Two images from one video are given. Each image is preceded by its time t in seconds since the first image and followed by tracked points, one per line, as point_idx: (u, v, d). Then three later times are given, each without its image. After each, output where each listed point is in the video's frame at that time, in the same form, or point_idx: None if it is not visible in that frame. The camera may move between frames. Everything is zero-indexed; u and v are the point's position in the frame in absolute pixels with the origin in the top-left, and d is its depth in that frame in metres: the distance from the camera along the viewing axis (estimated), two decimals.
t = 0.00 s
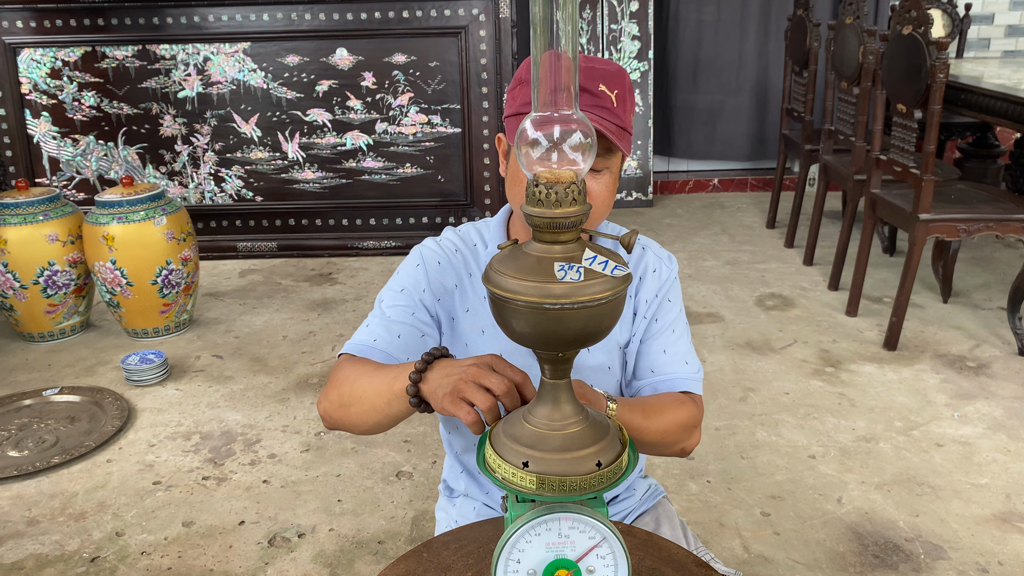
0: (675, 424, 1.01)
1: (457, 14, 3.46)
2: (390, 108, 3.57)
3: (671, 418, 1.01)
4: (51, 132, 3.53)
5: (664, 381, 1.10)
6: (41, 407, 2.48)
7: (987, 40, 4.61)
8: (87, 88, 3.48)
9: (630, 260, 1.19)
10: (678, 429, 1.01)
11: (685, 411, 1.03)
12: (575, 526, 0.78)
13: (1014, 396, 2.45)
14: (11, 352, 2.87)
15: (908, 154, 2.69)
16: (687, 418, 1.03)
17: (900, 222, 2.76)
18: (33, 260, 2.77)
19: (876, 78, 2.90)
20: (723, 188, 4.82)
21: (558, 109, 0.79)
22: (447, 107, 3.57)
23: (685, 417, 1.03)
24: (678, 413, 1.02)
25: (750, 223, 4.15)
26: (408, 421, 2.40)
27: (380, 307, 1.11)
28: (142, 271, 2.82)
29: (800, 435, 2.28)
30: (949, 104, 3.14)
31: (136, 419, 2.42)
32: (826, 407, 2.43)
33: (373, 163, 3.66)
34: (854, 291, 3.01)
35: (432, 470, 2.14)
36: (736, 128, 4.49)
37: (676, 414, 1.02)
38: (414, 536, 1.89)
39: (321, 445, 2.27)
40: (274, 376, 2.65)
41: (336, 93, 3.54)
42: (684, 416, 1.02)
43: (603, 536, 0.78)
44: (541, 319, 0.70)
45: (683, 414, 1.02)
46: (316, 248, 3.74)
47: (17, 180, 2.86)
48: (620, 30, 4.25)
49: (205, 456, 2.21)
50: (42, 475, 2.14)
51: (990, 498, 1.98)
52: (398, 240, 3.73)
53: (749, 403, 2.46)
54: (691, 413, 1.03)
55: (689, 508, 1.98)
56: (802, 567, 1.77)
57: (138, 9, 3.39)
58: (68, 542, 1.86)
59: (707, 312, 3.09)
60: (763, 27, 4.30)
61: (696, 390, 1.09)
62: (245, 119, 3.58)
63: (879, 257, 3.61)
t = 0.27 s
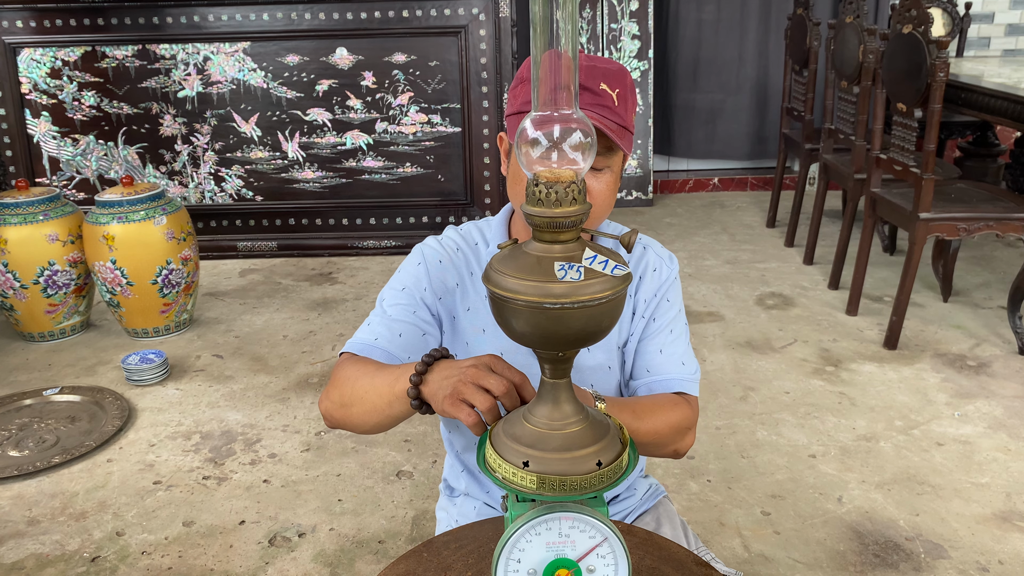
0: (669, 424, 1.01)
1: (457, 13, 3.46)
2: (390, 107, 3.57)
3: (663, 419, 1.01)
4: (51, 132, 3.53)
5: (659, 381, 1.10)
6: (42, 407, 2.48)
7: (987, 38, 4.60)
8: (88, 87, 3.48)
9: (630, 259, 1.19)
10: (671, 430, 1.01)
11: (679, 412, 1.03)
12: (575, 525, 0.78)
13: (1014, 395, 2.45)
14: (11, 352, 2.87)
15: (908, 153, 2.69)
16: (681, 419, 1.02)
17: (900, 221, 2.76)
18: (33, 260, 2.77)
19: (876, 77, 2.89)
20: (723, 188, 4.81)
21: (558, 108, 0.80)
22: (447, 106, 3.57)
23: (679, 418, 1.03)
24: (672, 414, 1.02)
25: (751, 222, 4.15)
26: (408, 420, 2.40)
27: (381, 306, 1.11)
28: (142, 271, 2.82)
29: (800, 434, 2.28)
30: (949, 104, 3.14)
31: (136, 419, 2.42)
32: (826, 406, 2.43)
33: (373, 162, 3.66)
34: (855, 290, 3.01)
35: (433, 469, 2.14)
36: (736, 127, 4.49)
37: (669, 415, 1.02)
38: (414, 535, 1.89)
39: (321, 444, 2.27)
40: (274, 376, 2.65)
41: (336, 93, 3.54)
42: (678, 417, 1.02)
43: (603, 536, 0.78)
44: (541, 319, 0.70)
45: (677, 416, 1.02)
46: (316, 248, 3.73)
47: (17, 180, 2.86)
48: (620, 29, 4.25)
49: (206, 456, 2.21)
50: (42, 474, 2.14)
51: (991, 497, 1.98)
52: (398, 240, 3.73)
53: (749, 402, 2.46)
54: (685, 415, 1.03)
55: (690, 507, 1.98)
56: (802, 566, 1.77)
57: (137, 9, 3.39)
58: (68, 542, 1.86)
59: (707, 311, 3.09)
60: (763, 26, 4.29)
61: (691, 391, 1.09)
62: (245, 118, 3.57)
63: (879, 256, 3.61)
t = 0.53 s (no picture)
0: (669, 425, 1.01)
1: (457, 13, 3.46)
2: (390, 106, 3.57)
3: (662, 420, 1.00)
4: (52, 131, 3.53)
5: (658, 382, 1.10)
6: (42, 406, 2.48)
7: (987, 38, 4.60)
8: (88, 87, 3.48)
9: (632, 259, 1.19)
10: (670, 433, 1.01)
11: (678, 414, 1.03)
12: (576, 524, 0.78)
13: (1015, 394, 2.45)
14: (12, 351, 2.87)
15: (909, 151, 2.69)
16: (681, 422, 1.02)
17: (901, 220, 2.76)
18: (33, 259, 2.77)
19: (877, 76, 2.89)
20: (723, 187, 4.81)
21: (559, 107, 0.80)
22: (447, 105, 3.57)
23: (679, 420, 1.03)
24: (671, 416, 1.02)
25: (751, 221, 4.15)
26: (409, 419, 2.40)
27: (383, 305, 1.11)
28: (143, 270, 2.82)
29: (801, 433, 2.28)
30: (950, 102, 3.14)
31: (137, 418, 2.42)
32: (827, 405, 2.43)
33: (373, 161, 3.66)
34: (855, 289, 3.00)
35: (434, 469, 2.14)
36: (736, 126, 4.49)
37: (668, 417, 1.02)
38: (415, 534, 1.89)
39: (322, 444, 2.27)
40: (275, 375, 2.65)
41: (336, 92, 3.54)
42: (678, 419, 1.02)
43: (605, 535, 0.78)
44: (542, 317, 0.70)
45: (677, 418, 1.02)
46: (316, 247, 3.73)
47: (17, 180, 2.86)
48: (620, 29, 4.25)
49: (206, 455, 2.22)
50: (43, 474, 2.14)
51: (992, 496, 1.98)
52: (398, 239, 3.73)
53: (750, 401, 2.46)
54: (683, 416, 1.03)
55: (691, 506, 1.98)
56: (803, 565, 1.77)
57: (138, 8, 3.39)
58: (70, 541, 1.86)
59: (708, 310, 3.09)
60: (763, 25, 4.29)
61: (690, 391, 1.09)
62: (245, 118, 3.57)
63: (880, 255, 3.61)
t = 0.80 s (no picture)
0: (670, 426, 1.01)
1: (457, 12, 3.46)
2: (391, 106, 3.57)
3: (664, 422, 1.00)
4: (52, 131, 3.53)
5: (659, 381, 1.11)
6: (43, 406, 2.48)
7: (988, 37, 4.60)
8: (89, 87, 3.48)
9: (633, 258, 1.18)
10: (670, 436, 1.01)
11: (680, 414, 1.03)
12: (578, 524, 0.78)
13: (1016, 393, 2.45)
14: (13, 351, 2.87)
15: (910, 151, 2.68)
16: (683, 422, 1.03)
17: (902, 219, 2.76)
18: (34, 259, 2.77)
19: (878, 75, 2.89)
20: (724, 186, 4.81)
21: (562, 106, 0.79)
22: (447, 105, 3.57)
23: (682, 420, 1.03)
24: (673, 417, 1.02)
25: (752, 221, 4.14)
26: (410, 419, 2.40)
27: (385, 306, 1.11)
28: (144, 270, 2.82)
29: (802, 433, 2.28)
30: (951, 102, 3.14)
31: (138, 418, 2.42)
32: (829, 405, 2.43)
33: (374, 161, 3.65)
34: (856, 289, 3.00)
35: (435, 468, 2.14)
36: (736, 126, 4.48)
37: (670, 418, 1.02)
38: (416, 534, 1.88)
39: (323, 443, 2.27)
40: (276, 375, 2.65)
41: (336, 92, 3.54)
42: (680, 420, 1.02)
43: (607, 536, 0.78)
44: (545, 317, 0.70)
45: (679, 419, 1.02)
46: (317, 247, 3.73)
47: (18, 179, 2.86)
48: (620, 28, 4.24)
49: (207, 455, 2.21)
50: (44, 474, 2.14)
51: (993, 495, 1.98)
52: (399, 239, 3.73)
53: (751, 401, 2.46)
54: (685, 416, 1.02)
55: (692, 505, 1.98)
56: (804, 565, 1.77)
57: (138, 8, 3.39)
58: (70, 541, 1.86)
59: (709, 310, 3.09)
60: (764, 25, 4.29)
61: (692, 390, 1.08)
62: (246, 117, 3.57)
63: (881, 255, 3.61)
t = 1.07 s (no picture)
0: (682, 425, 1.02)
1: (458, 12, 3.46)
2: (391, 106, 3.57)
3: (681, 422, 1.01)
4: (53, 131, 3.53)
5: (669, 385, 1.10)
6: (44, 406, 2.48)
7: (989, 37, 4.59)
8: (89, 87, 3.48)
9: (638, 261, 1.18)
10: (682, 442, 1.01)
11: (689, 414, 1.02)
12: (579, 525, 0.78)
13: (1017, 393, 2.45)
14: (13, 351, 2.87)
15: (911, 151, 2.68)
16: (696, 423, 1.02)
17: (902, 219, 2.75)
18: (35, 259, 2.77)
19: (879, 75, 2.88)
20: (725, 186, 4.81)
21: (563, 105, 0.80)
22: (448, 105, 3.57)
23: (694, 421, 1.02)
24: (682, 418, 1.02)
25: (753, 220, 4.14)
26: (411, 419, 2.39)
27: (385, 310, 1.11)
28: (144, 270, 2.82)
29: (803, 433, 2.28)
30: (951, 101, 3.14)
31: (139, 418, 2.42)
32: (829, 405, 2.43)
33: (374, 161, 3.65)
34: (857, 289, 3.00)
35: (435, 468, 2.14)
36: (737, 125, 4.48)
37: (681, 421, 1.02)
38: (417, 534, 1.88)
39: (324, 443, 2.27)
40: (277, 375, 2.65)
41: (337, 92, 3.54)
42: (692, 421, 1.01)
43: (608, 535, 0.78)
44: (546, 317, 0.69)
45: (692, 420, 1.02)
46: (317, 247, 3.73)
47: (18, 179, 2.86)
48: (621, 28, 4.24)
49: (208, 455, 2.21)
50: (45, 474, 2.14)
51: (994, 496, 1.98)
52: (400, 238, 3.73)
53: (752, 401, 2.45)
54: (699, 417, 1.03)
55: (692, 506, 1.98)
56: (805, 565, 1.77)
57: (139, 8, 3.39)
58: (71, 541, 1.86)
59: (709, 310, 3.09)
60: (764, 25, 4.29)
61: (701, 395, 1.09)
62: (246, 117, 3.57)
63: (881, 254, 3.61)
